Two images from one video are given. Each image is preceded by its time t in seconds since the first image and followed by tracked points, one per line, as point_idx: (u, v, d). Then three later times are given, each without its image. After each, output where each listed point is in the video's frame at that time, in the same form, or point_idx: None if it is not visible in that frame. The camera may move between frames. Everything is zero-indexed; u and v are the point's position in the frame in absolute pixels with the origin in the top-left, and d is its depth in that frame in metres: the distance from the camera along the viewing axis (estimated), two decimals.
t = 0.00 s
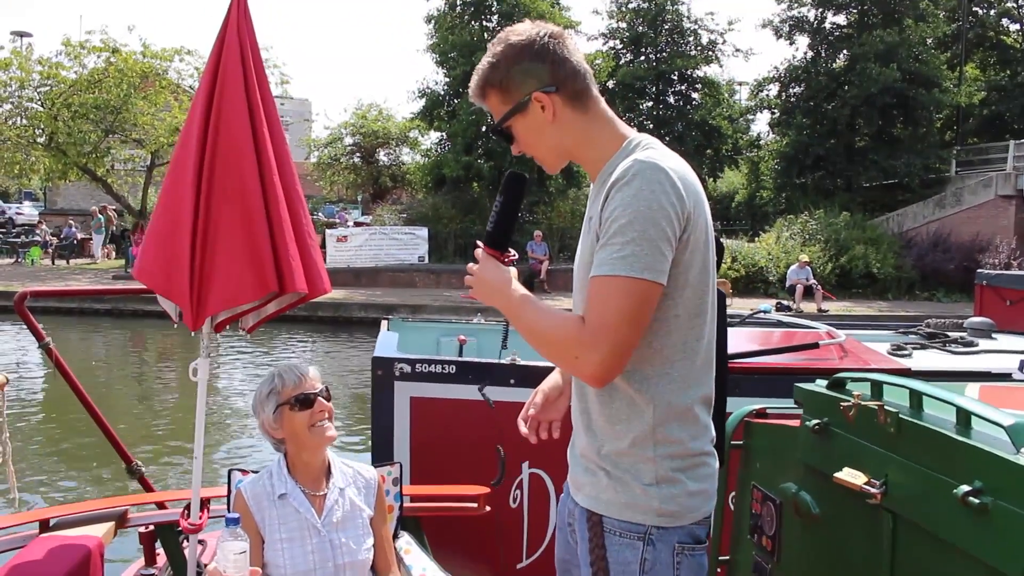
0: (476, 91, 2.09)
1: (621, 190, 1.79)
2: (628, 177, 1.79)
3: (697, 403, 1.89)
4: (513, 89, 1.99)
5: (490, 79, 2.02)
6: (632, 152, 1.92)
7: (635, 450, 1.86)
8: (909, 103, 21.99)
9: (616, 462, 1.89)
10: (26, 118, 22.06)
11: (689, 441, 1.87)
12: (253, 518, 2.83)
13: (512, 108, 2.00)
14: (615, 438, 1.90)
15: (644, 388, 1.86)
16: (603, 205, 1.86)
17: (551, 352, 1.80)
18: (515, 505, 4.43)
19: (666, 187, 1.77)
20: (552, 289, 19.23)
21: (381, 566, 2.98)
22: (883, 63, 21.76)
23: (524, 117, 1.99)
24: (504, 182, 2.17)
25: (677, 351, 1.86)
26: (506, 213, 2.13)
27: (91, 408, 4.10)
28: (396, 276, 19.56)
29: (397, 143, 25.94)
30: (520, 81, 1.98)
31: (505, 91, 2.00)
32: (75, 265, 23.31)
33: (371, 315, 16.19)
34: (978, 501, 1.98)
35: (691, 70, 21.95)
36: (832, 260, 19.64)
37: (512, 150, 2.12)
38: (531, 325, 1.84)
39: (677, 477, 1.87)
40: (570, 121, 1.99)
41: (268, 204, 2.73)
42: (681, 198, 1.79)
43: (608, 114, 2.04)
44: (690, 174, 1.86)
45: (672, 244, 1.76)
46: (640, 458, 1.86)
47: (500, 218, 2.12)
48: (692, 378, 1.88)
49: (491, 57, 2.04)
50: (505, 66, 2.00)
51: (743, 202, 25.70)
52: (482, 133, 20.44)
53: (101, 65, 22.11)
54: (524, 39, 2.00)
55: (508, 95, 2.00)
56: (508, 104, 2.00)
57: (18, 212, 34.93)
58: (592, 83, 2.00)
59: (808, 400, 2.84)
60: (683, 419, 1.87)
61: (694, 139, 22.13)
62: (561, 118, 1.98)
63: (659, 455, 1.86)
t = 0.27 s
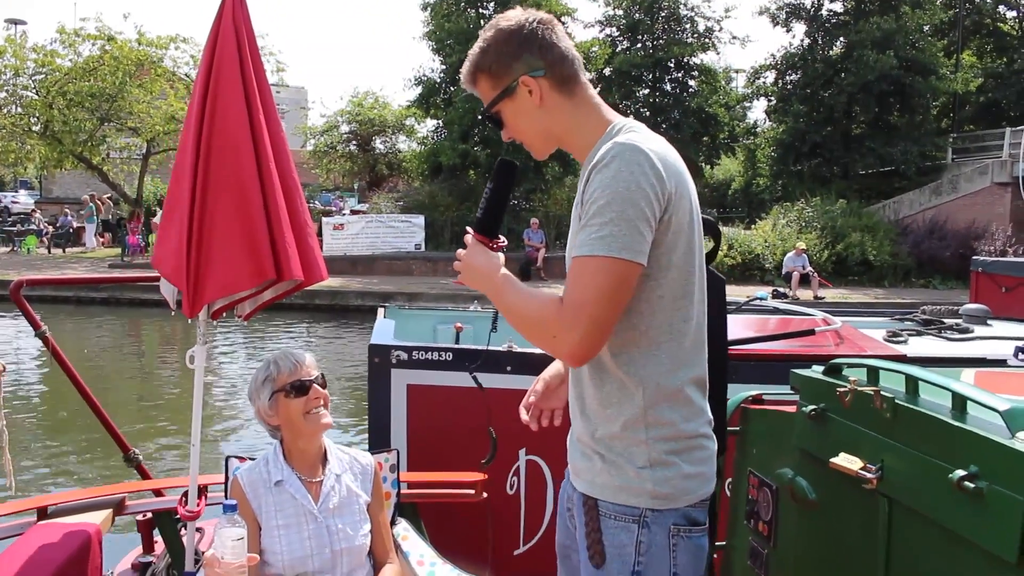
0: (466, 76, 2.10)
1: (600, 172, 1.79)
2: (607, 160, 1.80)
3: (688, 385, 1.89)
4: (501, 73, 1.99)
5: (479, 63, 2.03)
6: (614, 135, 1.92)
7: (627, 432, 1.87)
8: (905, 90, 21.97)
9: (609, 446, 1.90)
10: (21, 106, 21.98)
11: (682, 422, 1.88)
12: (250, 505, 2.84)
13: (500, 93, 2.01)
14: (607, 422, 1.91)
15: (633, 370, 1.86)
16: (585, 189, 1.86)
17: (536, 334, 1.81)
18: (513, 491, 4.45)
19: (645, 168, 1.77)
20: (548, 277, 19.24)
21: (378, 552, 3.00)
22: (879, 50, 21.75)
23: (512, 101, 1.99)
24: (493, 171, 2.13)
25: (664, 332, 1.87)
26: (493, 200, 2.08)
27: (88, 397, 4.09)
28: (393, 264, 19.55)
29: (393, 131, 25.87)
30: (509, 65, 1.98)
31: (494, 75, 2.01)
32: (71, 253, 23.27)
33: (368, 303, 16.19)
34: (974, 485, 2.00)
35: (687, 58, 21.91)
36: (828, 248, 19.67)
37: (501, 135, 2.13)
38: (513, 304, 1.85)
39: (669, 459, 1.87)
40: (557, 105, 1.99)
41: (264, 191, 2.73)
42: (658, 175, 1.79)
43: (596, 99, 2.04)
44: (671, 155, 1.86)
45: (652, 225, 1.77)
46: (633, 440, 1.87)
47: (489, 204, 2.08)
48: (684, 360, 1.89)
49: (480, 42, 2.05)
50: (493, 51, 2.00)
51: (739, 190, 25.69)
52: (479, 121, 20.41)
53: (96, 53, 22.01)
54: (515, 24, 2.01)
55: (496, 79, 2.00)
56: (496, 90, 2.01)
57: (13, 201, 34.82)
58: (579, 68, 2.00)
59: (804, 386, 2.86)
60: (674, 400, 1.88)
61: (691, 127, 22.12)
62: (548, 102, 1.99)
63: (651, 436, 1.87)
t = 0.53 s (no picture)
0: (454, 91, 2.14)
1: (564, 165, 1.81)
2: (572, 153, 1.82)
3: (678, 374, 1.88)
4: (484, 86, 2.03)
5: (464, 78, 2.08)
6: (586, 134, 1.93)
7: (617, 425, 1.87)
8: (905, 89, 21.96)
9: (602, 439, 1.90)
10: (21, 104, 22.00)
11: (675, 412, 1.86)
12: (250, 504, 2.84)
13: (484, 104, 2.04)
14: (599, 416, 1.91)
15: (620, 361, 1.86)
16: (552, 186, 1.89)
17: (469, 320, 1.81)
18: (513, 490, 4.44)
19: (601, 158, 1.79)
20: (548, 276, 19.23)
21: (380, 552, 3.00)
22: (880, 48, 21.74)
23: (494, 112, 2.03)
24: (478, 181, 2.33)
25: (648, 323, 1.86)
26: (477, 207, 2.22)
27: (88, 395, 4.09)
28: (393, 263, 19.54)
29: (393, 129, 25.85)
30: (492, 77, 2.02)
31: (478, 90, 2.05)
32: (71, 251, 23.25)
33: (369, 301, 16.17)
34: (975, 484, 2.00)
35: (687, 56, 21.87)
36: (828, 246, 19.65)
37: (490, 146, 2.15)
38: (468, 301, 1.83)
39: (663, 451, 1.86)
40: (536, 116, 2.01)
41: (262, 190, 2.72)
42: (615, 162, 1.80)
43: (579, 110, 2.05)
44: (638, 146, 1.86)
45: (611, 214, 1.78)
46: (627, 432, 1.87)
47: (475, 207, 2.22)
48: (672, 352, 1.88)
49: (465, 59, 2.09)
50: (476, 67, 2.04)
51: (739, 188, 25.68)
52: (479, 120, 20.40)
53: (96, 50, 21.98)
54: (497, 40, 2.04)
55: (479, 93, 2.04)
56: (480, 102, 2.05)
57: (13, 199, 34.79)
58: (559, 79, 2.02)
59: (805, 385, 2.85)
60: (665, 390, 1.86)
61: (691, 125, 22.11)
62: (528, 112, 2.01)
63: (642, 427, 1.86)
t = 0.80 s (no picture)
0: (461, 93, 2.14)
1: (548, 161, 1.85)
2: (558, 149, 1.86)
3: (674, 365, 1.87)
4: (490, 87, 2.03)
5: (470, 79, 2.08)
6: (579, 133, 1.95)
7: (611, 415, 1.87)
8: (914, 88, 21.88)
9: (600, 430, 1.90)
10: (29, 98, 22.05)
11: (672, 403, 1.85)
12: (254, 495, 2.86)
13: (490, 105, 2.04)
14: (596, 407, 1.91)
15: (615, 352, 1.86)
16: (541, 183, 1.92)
17: (430, 331, 1.84)
18: (519, 487, 4.43)
19: (582, 153, 1.83)
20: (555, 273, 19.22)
21: (385, 547, 3.00)
22: (889, 48, 21.67)
23: (500, 113, 2.03)
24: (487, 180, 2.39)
25: (640, 313, 1.86)
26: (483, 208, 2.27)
27: (95, 388, 4.10)
28: (399, 259, 19.56)
29: (401, 125, 25.87)
30: (498, 77, 2.02)
31: (484, 90, 2.05)
32: (79, 245, 23.32)
33: (375, 297, 16.20)
34: (982, 485, 1.99)
35: (695, 54, 21.82)
36: (836, 245, 19.58)
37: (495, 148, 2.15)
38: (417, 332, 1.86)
39: (658, 442, 1.85)
40: (541, 117, 2.01)
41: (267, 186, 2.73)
42: (594, 157, 1.83)
43: (583, 114, 2.05)
44: (624, 142, 1.89)
45: (592, 204, 1.82)
46: (624, 422, 1.86)
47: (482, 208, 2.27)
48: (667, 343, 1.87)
49: (473, 62, 2.09)
50: (482, 69, 2.04)
51: (747, 187, 25.62)
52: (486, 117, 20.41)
53: (105, 45, 22.02)
54: (504, 42, 2.05)
55: (485, 94, 2.04)
56: (486, 103, 2.05)
57: (21, 193, 34.92)
58: (564, 83, 2.03)
59: (812, 384, 2.85)
60: (661, 382, 1.85)
61: (698, 123, 22.08)
62: (533, 113, 2.01)
63: (637, 417, 1.85)
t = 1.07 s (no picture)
0: (456, 101, 2.14)
1: (541, 163, 1.86)
2: (550, 151, 1.86)
3: (668, 366, 1.87)
4: (484, 93, 2.03)
5: (465, 86, 2.08)
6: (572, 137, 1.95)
7: (606, 416, 1.87)
8: (915, 88, 21.87)
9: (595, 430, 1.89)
10: (31, 101, 22.08)
11: (666, 403, 1.85)
12: (265, 498, 2.86)
13: (484, 112, 2.04)
14: (591, 408, 1.90)
15: (607, 353, 1.86)
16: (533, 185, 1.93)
17: (427, 338, 1.84)
18: (520, 488, 4.44)
19: (573, 156, 1.83)
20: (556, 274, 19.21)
21: (391, 552, 3.01)
22: (890, 48, 21.67)
23: (495, 118, 2.03)
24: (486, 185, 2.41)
25: (636, 314, 1.86)
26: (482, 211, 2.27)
27: (97, 390, 4.11)
28: (401, 260, 19.56)
29: (402, 127, 25.88)
30: (491, 84, 2.02)
31: (478, 97, 2.05)
32: (81, 248, 23.33)
33: (377, 298, 16.20)
34: (983, 485, 1.99)
35: (697, 54, 21.80)
36: (837, 245, 19.57)
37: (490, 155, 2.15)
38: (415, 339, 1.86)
39: (653, 442, 1.85)
40: (536, 122, 2.01)
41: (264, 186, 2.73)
42: (585, 159, 1.83)
43: (576, 120, 2.05)
44: (615, 143, 1.89)
45: (583, 206, 1.82)
46: (618, 423, 1.86)
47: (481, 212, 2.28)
48: (663, 342, 1.87)
49: (466, 71, 2.10)
50: (476, 77, 2.05)
51: (748, 187, 25.60)
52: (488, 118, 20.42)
53: (106, 47, 22.04)
54: (497, 50, 2.06)
55: (480, 100, 2.04)
56: (481, 109, 2.05)
57: (23, 195, 34.98)
58: (557, 89, 2.03)
59: (813, 384, 2.85)
60: (655, 380, 1.85)
61: (700, 123, 22.08)
62: (527, 118, 2.02)
63: (632, 416, 1.84)
